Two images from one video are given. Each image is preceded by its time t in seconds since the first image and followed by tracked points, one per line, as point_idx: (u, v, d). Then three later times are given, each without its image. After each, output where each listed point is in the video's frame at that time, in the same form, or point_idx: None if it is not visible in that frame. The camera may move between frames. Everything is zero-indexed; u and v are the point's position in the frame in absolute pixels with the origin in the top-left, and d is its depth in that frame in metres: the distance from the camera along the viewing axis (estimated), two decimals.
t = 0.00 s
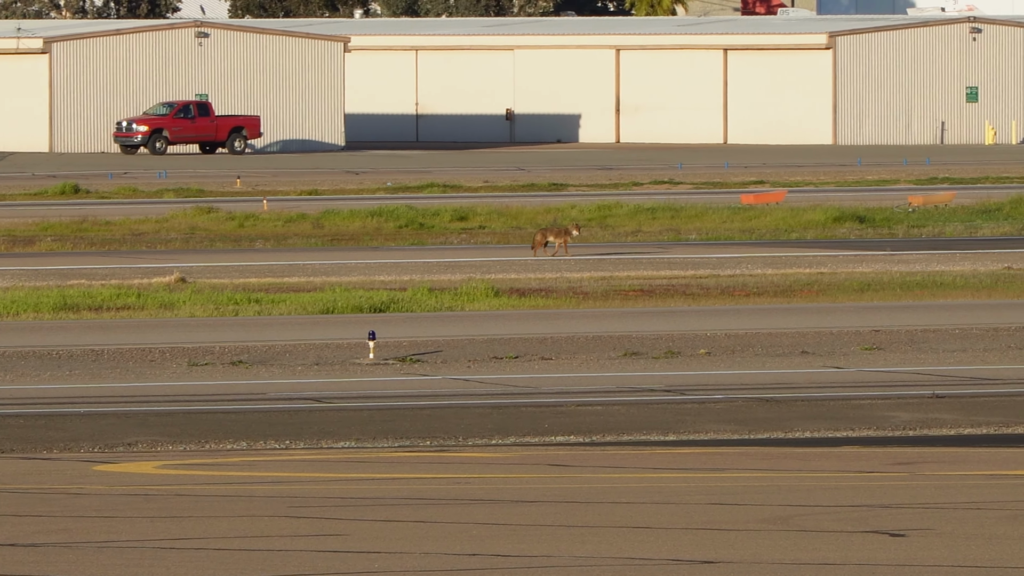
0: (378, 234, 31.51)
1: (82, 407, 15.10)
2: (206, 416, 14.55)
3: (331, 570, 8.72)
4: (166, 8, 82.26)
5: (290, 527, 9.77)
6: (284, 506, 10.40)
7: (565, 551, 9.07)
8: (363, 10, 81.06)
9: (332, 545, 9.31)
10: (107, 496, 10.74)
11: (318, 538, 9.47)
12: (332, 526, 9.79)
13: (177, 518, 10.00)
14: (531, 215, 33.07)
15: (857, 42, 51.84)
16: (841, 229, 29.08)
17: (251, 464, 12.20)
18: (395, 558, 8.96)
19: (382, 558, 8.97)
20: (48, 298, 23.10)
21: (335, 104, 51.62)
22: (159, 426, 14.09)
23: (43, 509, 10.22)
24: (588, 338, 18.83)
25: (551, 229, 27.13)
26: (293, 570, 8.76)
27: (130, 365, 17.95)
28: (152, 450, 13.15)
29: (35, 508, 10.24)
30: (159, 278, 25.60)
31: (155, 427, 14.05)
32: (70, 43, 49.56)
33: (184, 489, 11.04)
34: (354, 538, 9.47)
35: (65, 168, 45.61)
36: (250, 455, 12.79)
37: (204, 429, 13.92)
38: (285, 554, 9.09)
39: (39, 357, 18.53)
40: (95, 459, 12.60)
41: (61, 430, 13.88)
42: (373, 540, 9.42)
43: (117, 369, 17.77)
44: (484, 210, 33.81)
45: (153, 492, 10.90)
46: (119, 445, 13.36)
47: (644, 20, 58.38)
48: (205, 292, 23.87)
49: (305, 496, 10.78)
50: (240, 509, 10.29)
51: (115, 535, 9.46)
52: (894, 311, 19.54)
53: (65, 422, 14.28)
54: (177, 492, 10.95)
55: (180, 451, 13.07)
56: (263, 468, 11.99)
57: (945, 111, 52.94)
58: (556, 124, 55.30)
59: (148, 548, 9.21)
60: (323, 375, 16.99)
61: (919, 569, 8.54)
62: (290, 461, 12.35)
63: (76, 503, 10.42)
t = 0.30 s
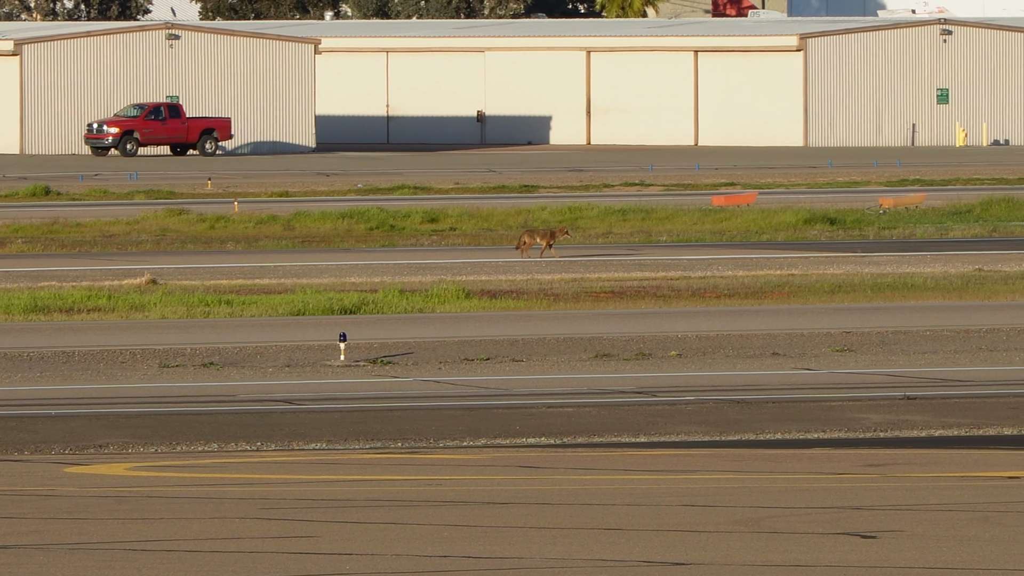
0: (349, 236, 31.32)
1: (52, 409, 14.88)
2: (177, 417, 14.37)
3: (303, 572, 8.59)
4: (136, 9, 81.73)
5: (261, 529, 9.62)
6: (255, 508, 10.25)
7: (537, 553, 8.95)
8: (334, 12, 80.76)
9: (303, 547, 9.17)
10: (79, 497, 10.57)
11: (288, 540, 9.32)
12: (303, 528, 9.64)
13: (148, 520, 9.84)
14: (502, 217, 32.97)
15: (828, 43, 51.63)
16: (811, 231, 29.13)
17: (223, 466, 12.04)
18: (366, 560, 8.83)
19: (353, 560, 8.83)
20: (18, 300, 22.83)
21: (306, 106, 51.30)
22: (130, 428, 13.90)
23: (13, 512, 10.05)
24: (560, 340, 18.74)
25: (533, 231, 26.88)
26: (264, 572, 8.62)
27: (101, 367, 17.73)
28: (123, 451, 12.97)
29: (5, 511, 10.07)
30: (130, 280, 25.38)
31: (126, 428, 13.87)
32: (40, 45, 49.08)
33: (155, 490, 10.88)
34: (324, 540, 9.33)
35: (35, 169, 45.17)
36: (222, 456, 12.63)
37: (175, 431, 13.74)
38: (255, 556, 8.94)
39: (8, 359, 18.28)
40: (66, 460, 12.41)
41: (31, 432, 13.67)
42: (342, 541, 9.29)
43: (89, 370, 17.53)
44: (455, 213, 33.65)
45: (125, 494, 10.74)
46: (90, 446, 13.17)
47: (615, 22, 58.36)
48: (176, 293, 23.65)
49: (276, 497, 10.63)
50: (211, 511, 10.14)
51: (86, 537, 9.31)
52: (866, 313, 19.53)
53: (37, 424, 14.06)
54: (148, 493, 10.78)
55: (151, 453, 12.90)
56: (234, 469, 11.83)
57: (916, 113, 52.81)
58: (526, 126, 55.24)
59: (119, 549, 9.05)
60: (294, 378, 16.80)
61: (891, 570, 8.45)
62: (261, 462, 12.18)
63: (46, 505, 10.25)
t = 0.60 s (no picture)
0: (326, 238, 31.14)
1: (28, 411, 14.68)
2: (154, 420, 14.21)
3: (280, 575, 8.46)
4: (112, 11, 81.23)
5: (237, 531, 9.49)
6: (232, 510, 10.11)
7: (514, 554, 8.86)
8: (311, 14, 80.46)
9: (279, 549, 9.05)
10: (55, 500, 10.42)
11: (264, 542, 9.19)
12: (279, 530, 9.52)
13: (125, 522, 9.70)
14: (478, 219, 32.87)
15: (806, 45, 51.28)
16: (789, 233, 29.12)
17: (200, 468, 11.89)
18: (343, 562, 8.72)
19: (330, 562, 8.72)
20: None
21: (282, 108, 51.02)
22: (106, 431, 13.72)
23: None
24: (536, 342, 18.65)
25: (531, 232, 26.58)
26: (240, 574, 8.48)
27: (78, 369, 17.53)
28: (100, 454, 12.79)
29: None
30: (107, 282, 25.16)
31: (102, 431, 13.69)
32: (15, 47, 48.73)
33: (133, 492, 10.73)
34: (300, 542, 9.20)
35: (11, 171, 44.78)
36: (199, 459, 12.49)
37: (152, 433, 13.58)
38: (231, 558, 8.81)
39: None
40: (43, 463, 12.23)
41: (7, 435, 13.47)
42: (318, 544, 9.16)
43: (65, 373, 17.31)
44: (431, 215, 33.50)
45: (101, 496, 10.59)
46: (66, 449, 12.99)
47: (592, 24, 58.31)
48: (153, 295, 23.44)
49: (254, 500, 10.49)
50: (188, 513, 10.01)
51: (63, 540, 9.17)
52: (844, 315, 19.50)
53: (13, 427, 13.86)
54: (125, 496, 10.63)
55: (128, 456, 12.73)
56: (209, 472, 11.69)
57: (894, 114, 52.40)
58: (503, 128, 55.18)
59: (96, 552, 8.91)
60: (270, 380, 16.64)
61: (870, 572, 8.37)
62: (237, 465, 12.03)
63: (22, 508, 10.09)
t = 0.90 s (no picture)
0: (306, 239, 31.00)
1: (8, 412, 14.53)
2: (134, 421, 14.08)
3: None
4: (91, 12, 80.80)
5: (216, 532, 9.40)
6: (211, 511, 10.02)
7: (494, 556, 8.79)
8: (290, 15, 80.19)
9: (258, 550, 8.95)
10: (34, 501, 10.31)
11: (243, 543, 9.10)
12: (259, 531, 9.43)
13: (103, 523, 9.60)
14: (459, 220, 32.78)
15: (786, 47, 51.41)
16: (769, 234, 29.15)
17: (179, 469, 11.79)
18: (323, 564, 8.63)
19: (310, 564, 8.63)
20: None
21: (263, 110, 50.69)
22: (85, 432, 13.59)
23: None
24: (516, 343, 18.59)
25: (539, 235, 26.38)
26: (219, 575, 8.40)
27: (57, 370, 17.38)
28: (80, 455, 12.67)
29: None
30: (87, 283, 24.97)
31: (82, 432, 13.55)
32: None
33: (111, 494, 10.62)
34: (280, 544, 9.11)
35: None
36: (178, 460, 12.38)
37: (132, 434, 13.45)
38: (210, 559, 8.71)
39: None
40: (22, 464, 12.11)
41: None
42: (298, 545, 9.07)
43: (44, 374, 17.16)
44: (411, 215, 33.39)
45: (80, 497, 10.48)
46: (46, 450, 12.86)
47: (571, 25, 58.28)
48: (133, 296, 23.30)
49: (233, 501, 10.39)
50: (167, 514, 9.91)
51: (42, 541, 9.06)
52: (824, 316, 19.50)
53: None
54: (104, 496, 10.52)
55: (107, 456, 12.61)
56: (189, 473, 11.58)
57: (874, 116, 52.47)
58: (483, 129, 55.10)
59: (75, 552, 8.82)
60: (249, 381, 16.53)
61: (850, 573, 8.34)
62: (217, 465, 11.93)
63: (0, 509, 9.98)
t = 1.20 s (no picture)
0: (281, 241, 30.88)
1: None
2: (110, 423, 13.93)
3: None
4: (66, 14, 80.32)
5: (191, 534, 9.30)
6: (187, 513, 9.91)
7: (469, 558, 8.72)
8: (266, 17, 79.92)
9: (234, 552, 8.85)
10: (8, 504, 10.18)
11: (218, 545, 9.01)
12: (234, 533, 9.32)
13: (79, 525, 9.48)
14: (435, 222, 32.71)
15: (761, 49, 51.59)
16: (744, 235, 29.20)
17: (155, 471, 11.66)
18: (298, 566, 8.54)
19: (285, 566, 8.54)
20: None
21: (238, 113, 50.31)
22: (62, 434, 13.44)
23: None
24: (492, 345, 18.53)
25: (542, 236, 26.04)
26: None
27: (32, 372, 17.20)
28: (55, 457, 12.52)
29: None
30: (63, 284, 24.83)
31: (58, 434, 13.41)
32: None
33: (87, 495, 10.50)
34: (256, 546, 9.01)
35: None
36: (154, 462, 12.24)
37: (108, 436, 13.32)
38: (186, 562, 8.61)
39: None
40: None
41: None
42: (274, 546, 8.99)
43: (20, 375, 16.99)
44: (388, 217, 33.30)
45: (56, 499, 10.36)
46: (21, 452, 12.71)
47: (547, 27, 58.28)
48: (109, 298, 23.15)
49: (209, 503, 10.28)
50: (143, 517, 9.79)
51: (16, 544, 8.94)
52: (799, 319, 19.50)
53: None
54: (80, 498, 10.40)
55: (83, 458, 12.47)
56: (164, 475, 11.45)
57: (849, 118, 52.59)
58: (459, 131, 55.01)
59: (50, 555, 8.70)
60: (225, 383, 16.40)
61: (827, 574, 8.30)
62: (192, 467, 11.81)
63: None
